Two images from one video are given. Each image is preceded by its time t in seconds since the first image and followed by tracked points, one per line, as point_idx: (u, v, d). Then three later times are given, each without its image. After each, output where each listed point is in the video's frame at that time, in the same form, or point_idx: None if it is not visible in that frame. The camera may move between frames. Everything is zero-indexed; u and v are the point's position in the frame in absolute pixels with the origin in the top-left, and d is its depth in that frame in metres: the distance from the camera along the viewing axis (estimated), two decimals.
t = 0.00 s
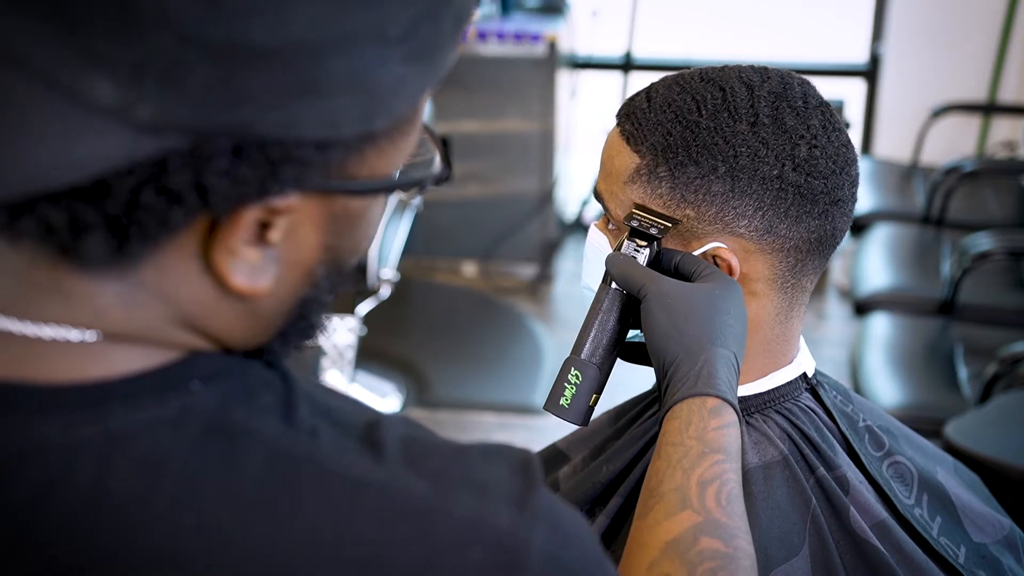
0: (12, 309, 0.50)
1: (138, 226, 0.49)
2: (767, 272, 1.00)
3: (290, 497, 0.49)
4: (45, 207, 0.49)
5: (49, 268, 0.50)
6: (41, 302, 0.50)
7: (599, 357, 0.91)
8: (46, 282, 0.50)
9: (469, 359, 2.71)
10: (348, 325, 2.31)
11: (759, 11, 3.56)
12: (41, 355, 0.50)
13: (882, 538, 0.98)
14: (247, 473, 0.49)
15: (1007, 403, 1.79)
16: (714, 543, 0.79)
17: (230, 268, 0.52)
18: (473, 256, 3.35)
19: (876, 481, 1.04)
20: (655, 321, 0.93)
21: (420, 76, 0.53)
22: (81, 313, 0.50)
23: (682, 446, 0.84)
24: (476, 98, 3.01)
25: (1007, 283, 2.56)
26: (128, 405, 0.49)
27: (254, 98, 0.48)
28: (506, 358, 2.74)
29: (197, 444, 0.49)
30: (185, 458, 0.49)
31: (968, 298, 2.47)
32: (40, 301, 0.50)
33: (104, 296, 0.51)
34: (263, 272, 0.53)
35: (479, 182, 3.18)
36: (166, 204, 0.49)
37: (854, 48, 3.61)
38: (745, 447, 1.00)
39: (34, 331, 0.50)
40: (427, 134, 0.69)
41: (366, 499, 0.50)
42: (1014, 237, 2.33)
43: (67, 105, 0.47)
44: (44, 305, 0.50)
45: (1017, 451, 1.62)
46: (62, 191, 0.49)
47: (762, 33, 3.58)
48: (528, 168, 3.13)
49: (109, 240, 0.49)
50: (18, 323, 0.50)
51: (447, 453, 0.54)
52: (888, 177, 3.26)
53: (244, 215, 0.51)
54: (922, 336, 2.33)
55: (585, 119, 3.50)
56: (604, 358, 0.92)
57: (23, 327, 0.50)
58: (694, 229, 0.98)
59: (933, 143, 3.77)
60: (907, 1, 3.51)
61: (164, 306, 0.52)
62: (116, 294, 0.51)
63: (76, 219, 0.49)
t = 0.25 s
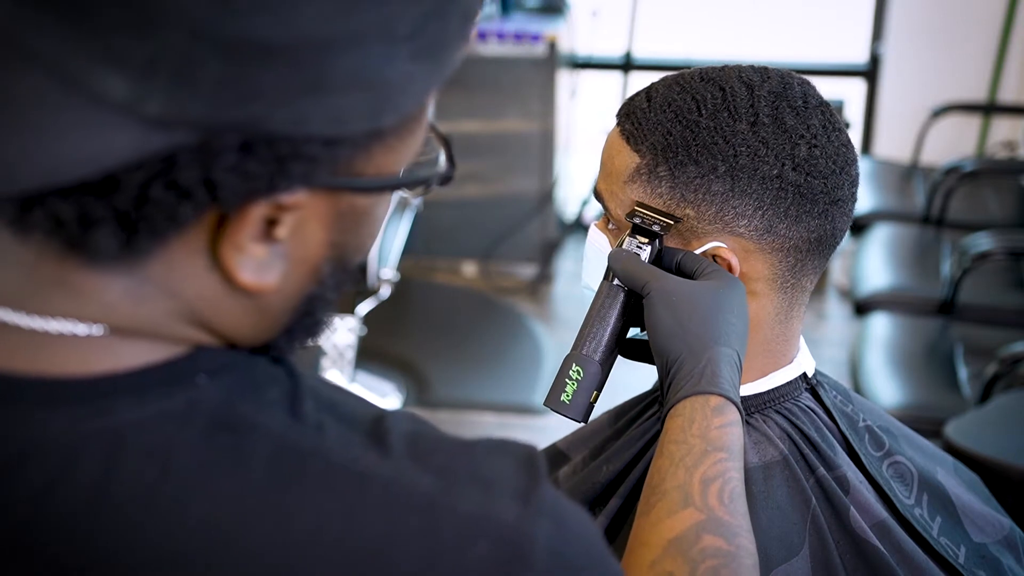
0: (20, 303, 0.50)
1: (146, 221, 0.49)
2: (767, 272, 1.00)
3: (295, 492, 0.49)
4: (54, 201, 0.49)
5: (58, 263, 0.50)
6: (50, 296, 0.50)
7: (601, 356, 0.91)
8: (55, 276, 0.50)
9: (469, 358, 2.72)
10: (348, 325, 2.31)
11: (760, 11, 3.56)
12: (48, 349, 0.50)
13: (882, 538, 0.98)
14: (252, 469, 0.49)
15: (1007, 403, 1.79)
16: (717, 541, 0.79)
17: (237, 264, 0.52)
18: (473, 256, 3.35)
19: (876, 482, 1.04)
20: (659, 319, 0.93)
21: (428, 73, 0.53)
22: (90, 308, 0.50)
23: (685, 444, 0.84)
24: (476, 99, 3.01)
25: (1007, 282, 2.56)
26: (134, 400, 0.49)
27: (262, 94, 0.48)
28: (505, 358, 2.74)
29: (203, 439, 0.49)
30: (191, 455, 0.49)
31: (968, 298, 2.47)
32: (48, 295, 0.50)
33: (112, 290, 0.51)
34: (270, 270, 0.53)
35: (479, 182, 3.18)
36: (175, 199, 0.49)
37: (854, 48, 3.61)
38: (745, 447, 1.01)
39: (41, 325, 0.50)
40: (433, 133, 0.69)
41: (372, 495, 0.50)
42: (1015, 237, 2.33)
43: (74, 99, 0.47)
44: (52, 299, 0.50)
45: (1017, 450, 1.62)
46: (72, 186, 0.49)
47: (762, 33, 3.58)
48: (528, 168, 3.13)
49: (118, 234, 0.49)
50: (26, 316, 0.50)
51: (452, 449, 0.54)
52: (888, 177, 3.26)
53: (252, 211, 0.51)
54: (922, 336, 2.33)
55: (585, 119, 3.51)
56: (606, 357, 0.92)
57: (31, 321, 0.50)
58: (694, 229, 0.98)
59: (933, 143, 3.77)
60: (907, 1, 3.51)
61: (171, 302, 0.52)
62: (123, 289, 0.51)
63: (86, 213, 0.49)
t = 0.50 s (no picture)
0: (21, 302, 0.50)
1: (149, 219, 0.49)
2: (767, 273, 1.00)
3: (297, 491, 0.49)
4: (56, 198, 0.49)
5: (60, 261, 0.50)
6: (53, 295, 0.50)
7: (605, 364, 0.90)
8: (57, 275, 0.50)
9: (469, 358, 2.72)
10: (349, 326, 2.31)
11: (760, 11, 3.56)
12: (51, 348, 0.50)
13: (882, 539, 0.98)
14: (254, 468, 0.49)
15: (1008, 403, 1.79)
16: (723, 551, 0.79)
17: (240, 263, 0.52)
18: (473, 256, 3.35)
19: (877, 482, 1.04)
20: (663, 328, 0.94)
21: (430, 72, 0.53)
22: (92, 307, 0.50)
23: (692, 453, 0.84)
24: (476, 99, 3.01)
25: (1007, 282, 2.56)
26: (136, 399, 0.49)
27: (265, 92, 0.48)
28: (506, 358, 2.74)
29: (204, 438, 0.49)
30: (193, 454, 0.49)
31: (968, 298, 2.47)
32: (51, 294, 0.50)
33: (115, 289, 0.51)
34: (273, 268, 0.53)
35: (479, 182, 3.18)
36: (178, 197, 0.49)
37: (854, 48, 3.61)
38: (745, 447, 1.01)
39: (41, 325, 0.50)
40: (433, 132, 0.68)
41: (374, 494, 0.50)
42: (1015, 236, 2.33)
43: (77, 98, 0.47)
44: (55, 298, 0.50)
45: (1017, 450, 1.62)
46: (74, 183, 0.49)
47: (762, 33, 3.59)
48: (528, 168, 3.13)
49: (120, 232, 0.49)
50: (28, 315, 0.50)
51: (453, 448, 0.54)
52: (888, 177, 3.26)
53: (253, 211, 0.51)
54: (922, 336, 2.33)
55: (585, 119, 3.51)
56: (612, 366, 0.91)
57: (33, 319, 0.50)
58: (694, 229, 0.98)
59: (933, 143, 3.77)
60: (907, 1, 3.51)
61: (173, 301, 0.52)
62: (126, 288, 0.51)
63: (88, 211, 0.49)
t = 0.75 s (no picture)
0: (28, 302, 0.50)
1: (156, 219, 0.49)
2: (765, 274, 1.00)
3: (301, 490, 0.49)
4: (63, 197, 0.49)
5: (67, 260, 0.50)
6: (60, 296, 0.50)
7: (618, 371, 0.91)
8: (64, 276, 0.50)
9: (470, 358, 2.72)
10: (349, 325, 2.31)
11: (760, 10, 3.56)
12: (56, 348, 0.50)
13: (882, 539, 0.98)
14: (258, 468, 0.49)
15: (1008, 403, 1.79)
16: (728, 557, 0.78)
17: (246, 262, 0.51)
18: (473, 256, 3.35)
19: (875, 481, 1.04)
20: (675, 331, 0.93)
21: (436, 73, 0.53)
22: (99, 306, 0.50)
23: (700, 459, 0.84)
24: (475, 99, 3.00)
25: (1007, 283, 2.56)
26: (141, 399, 0.49)
27: (271, 92, 0.48)
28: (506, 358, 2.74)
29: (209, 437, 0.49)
30: (197, 454, 0.49)
31: (968, 298, 2.47)
32: (58, 294, 0.50)
33: (122, 289, 0.51)
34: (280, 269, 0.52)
35: (478, 182, 3.17)
36: (185, 197, 0.49)
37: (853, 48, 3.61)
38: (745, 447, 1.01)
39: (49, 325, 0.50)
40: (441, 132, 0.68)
41: (379, 493, 0.50)
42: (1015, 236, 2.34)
43: (83, 98, 0.47)
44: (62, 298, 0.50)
45: (1017, 450, 1.62)
46: (81, 182, 0.49)
47: (762, 33, 3.59)
48: (528, 168, 3.13)
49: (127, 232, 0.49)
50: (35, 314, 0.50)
51: (458, 449, 0.54)
52: (888, 177, 3.26)
53: (262, 211, 0.50)
54: (922, 336, 2.33)
55: (585, 119, 3.51)
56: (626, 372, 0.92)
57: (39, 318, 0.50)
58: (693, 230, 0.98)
59: (933, 143, 3.77)
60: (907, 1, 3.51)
61: (180, 301, 0.52)
62: (133, 288, 0.51)
63: (95, 211, 0.49)
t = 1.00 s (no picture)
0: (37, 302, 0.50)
1: (165, 219, 0.49)
2: (766, 274, 1.00)
3: (308, 491, 0.49)
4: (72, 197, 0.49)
5: (77, 261, 0.50)
6: (70, 295, 0.50)
7: (622, 370, 0.91)
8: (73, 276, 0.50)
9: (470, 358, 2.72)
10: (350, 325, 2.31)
11: (760, 10, 3.56)
12: (65, 348, 0.50)
13: (882, 539, 0.98)
14: (265, 468, 0.49)
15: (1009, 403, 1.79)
16: (732, 558, 0.79)
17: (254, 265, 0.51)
18: (473, 256, 3.35)
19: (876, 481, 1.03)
20: (683, 332, 0.92)
21: (446, 75, 0.53)
22: (108, 306, 0.50)
23: (706, 458, 0.84)
24: (476, 99, 3.00)
25: (1007, 283, 2.56)
26: (149, 399, 0.49)
27: (280, 93, 0.48)
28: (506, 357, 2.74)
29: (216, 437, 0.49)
30: (204, 454, 0.49)
31: (968, 298, 2.47)
32: (67, 294, 0.50)
33: (131, 289, 0.50)
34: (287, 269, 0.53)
35: (478, 181, 3.17)
36: (194, 197, 0.49)
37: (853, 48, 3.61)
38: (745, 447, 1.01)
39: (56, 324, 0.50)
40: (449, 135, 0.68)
41: (386, 495, 0.50)
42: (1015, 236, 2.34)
43: (92, 97, 0.47)
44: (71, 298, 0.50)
45: (1018, 450, 1.62)
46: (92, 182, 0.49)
47: (762, 33, 3.59)
48: (528, 168, 3.13)
49: (137, 232, 0.49)
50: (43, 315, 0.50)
51: (464, 450, 0.54)
52: (888, 177, 3.26)
53: (269, 212, 0.51)
54: (922, 336, 2.33)
55: (585, 118, 3.51)
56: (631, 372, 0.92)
57: (47, 319, 0.50)
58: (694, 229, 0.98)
59: (933, 143, 3.77)
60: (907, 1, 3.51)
61: (189, 301, 0.52)
62: (142, 288, 0.51)
63: (105, 211, 0.49)
